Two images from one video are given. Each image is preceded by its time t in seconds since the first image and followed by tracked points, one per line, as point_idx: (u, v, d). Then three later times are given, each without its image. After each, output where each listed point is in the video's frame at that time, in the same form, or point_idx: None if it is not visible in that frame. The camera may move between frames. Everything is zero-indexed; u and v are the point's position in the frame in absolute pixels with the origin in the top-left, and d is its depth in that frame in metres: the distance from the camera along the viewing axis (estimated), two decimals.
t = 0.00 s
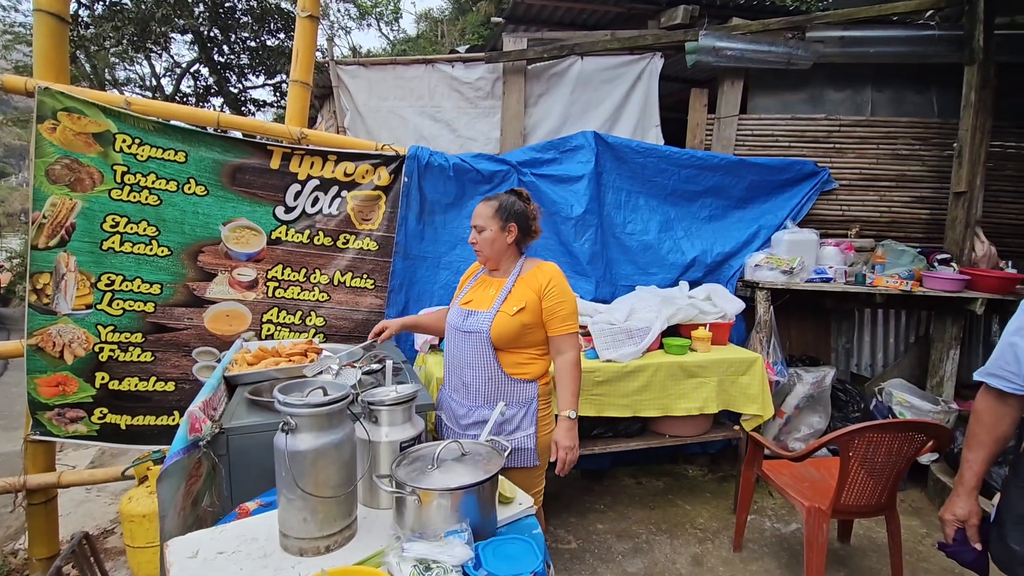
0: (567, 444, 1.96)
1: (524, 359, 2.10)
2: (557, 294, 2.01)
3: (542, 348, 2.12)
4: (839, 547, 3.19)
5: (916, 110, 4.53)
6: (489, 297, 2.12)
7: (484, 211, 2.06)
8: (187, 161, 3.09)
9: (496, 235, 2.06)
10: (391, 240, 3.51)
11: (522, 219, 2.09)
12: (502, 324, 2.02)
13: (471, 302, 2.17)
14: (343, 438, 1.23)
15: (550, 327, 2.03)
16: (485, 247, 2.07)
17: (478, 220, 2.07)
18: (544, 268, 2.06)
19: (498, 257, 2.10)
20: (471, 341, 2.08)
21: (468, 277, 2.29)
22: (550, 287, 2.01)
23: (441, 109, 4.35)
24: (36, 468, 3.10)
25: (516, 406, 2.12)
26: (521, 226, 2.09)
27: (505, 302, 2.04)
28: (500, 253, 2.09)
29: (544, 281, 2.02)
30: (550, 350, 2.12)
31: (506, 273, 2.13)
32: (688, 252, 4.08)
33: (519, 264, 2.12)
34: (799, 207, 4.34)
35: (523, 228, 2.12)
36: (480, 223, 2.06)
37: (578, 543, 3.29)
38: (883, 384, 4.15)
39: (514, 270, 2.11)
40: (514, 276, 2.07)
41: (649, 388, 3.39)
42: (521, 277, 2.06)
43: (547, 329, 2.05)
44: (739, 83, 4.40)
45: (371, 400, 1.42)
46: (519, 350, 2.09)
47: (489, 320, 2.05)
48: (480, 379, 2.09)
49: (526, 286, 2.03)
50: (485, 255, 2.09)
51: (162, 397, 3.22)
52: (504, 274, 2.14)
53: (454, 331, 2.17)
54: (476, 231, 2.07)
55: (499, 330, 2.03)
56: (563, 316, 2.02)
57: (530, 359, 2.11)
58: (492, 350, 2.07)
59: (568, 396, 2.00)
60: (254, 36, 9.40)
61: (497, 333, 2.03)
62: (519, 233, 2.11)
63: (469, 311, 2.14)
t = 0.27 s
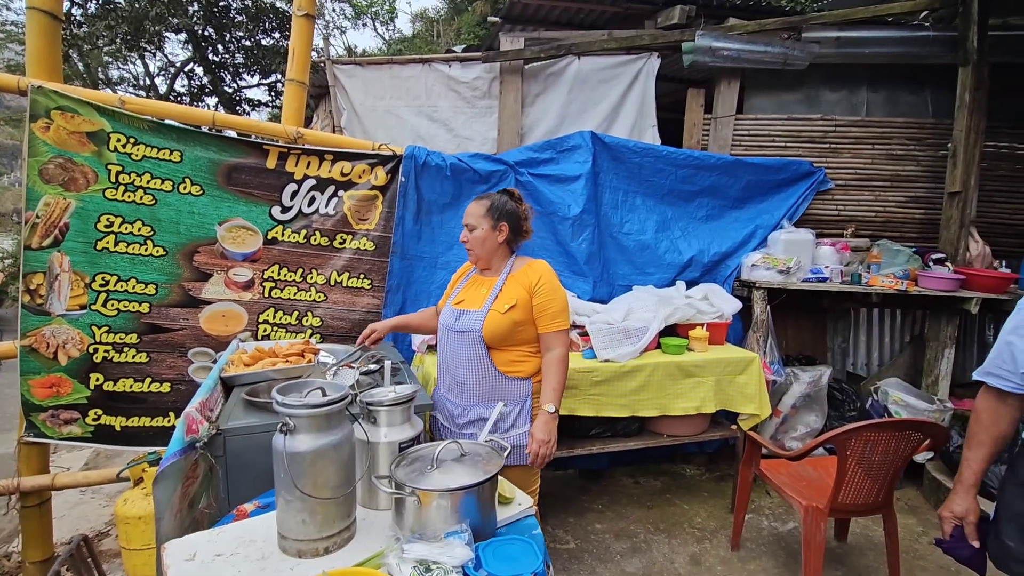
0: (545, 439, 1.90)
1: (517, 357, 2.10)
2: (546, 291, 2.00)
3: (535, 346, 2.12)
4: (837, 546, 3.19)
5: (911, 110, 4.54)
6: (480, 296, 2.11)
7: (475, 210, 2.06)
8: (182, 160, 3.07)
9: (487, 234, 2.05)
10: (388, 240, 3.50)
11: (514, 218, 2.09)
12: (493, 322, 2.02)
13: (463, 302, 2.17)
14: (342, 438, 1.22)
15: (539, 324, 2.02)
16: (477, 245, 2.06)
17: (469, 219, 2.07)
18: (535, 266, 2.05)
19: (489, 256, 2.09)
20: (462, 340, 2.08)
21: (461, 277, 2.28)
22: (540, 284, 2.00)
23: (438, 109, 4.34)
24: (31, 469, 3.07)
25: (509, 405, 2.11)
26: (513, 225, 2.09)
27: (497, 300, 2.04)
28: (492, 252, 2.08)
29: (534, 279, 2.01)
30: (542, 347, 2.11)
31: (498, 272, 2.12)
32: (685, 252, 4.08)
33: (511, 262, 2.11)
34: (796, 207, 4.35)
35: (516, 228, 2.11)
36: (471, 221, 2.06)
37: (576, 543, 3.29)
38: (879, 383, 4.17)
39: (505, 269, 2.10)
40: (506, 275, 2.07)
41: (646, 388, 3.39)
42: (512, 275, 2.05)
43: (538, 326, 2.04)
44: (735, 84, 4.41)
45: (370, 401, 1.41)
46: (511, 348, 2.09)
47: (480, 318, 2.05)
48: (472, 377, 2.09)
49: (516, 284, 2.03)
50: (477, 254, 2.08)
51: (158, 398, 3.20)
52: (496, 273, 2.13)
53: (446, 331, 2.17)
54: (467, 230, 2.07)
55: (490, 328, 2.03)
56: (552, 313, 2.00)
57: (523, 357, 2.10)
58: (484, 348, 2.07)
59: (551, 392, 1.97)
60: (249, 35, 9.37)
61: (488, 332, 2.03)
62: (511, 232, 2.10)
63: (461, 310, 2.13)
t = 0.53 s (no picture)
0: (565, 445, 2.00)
1: (511, 357, 2.10)
2: (540, 292, 2.00)
3: (529, 346, 2.12)
4: (827, 543, 3.22)
5: (899, 112, 4.58)
6: (474, 296, 2.11)
7: (467, 211, 2.06)
8: (172, 160, 3.05)
9: (479, 236, 2.05)
10: (381, 240, 3.49)
11: (506, 219, 2.08)
12: (487, 322, 2.02)
13: (456, 302, 2.16)
14: (337, 439, 1.21)
15: (535, 325, 2.03)
16: (469, 247, 2.06)
17: (460, 221, 2.07)
18: (528, 267, 2.05)
19: (482, 257, 2.09)
20: (456, 341, 2.08)
21: (453, 277, 2.27)
22: (534, 284, 2.00)
23: (430, 110, 4.33)
24: (18, 473, 3.03)
25: (502, 405, 2.11)
26: (505, 226, 2.08)
27: (490, 301, 2.03)
28: (484, 253, 2.08)
29: (528, 279, 2.02)
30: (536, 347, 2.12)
31: (491, 272, 2.12)
32: (677, 252, 4.10)
33: (504, 263, 2.11)
34: (786, 207, 4.38)
35: (508, 228, 2.10)
36: (463, 223, 2.05)
37: (570, 543, 3.29)
38: (869, 381, 4.21)
39: (498, 270, 2.10)
40: (499, 275, 2.07)
41: (639, 388, 3.40)
42: (505, 276, 2.05)
43: (533, 327, 2.04)
44: (727, 85, 4.43)
45: (364, 402, 1.41)
46: (505, 348, 2.09)
47: (474, 319, 2.04)
48: (466, 377, 2.09)
49: (510, 285, 2.03)
50: (469, 255, 2.08)
51: (148, 400, 3.17)
52: (489, 273, 2.13)
53: (439, 331, 2.16)
54: (459, 231, 2.07)
55: (484, 329, 2.02)
56: (548, 313, 2.01)
57: (516, 357, 2.10)
58: (478, 348, 2.06)
59: (561, 396, 2.00)
60: (239, 34, 9.32)
61: (483, 332, 2.02)
62: (503, 233, 2.10)
63: (454, 311, 2.12)
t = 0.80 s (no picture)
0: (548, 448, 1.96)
1: (503, 358, 2.08)
2: (535, 294, 1.99)
3: (521, 347, 2.11)
4: (814, 540, 3.24)
5: (882, 114, 4.63)
6: (467, 296, 2.09)
7: (461, 211, 2.04)
8: (153, 159, 3.00)
9: (473, 236, 2.03)
10: (368, 240, 3.46)
11: (501, 220, 2.06)
12: (481, 323, 2.00)
13: (449, 301, 2.13)
14: (322, 442, 1.19)
15: (529, 327, 2.02)
16: (462, 247, 2.04)
17: (455, 220, 2.05)
18: (523, 268, 2.04)
19: (476, 257, 2.07)
20: (449, 341, 2.06)
21: (445, 276, 2.25)
22: (529, 286, 1.99)
23: (417, 109, 4.31)
24: None
25: (492, 405, 2.10)
26: (500, 227, 2.07)
27: (485, 301, 2.02)
28: (478, 254, 2.06)
29: (523, 281, 2.01)
30: (529, 349, 2.11)
31: (485, 273, 2.11)
32: (665, 251, 4.12)
33: (499, 264, 2.09)
34: (772, 207, 4.41)
35: (503, 229, 2.09)
36: (457, 223, 2.03)
37: (559, 543, 3.28)
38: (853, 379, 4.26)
39: (492, 270, 2.09)
40: (494, 276, 2.05)
41: (628, 387, 3.41)
42: (500, 277, 2.04)
43: (526, 329, 2.04)
44: (713, 85, 4.46)
45: (350, 403, 1.39)
46: (497, 349, 2.07)
47: (469, 319, 2.02)
48: (458, 378, 2.07)
49: (505, 286, 2.01)
50: (463, 255, 2.06)
51: (129, 404, 3.12)
52: (483, 273, 2.11)
53: (432, 331, 2.13)
54: (453, 230, 2.05)
55: (478, 330, 2.01)
56: (543, 316, 2.01)
57: (508, 358, 2.09)
58: (471, 349, 2.05)
59: (548, 398, 2.00)
60: (223, 32, 9.21)
61: (477, 333, 2.01)
62: (498, 233, 2.08)
63: (447, 310, 2.10)
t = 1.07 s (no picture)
0: (526, 448, 1.93)
1: (486, 360, 2.08)
2: (519, 295, 1.99)
3: (505, 348, 2.11)
4: (792, 536, 3.29)
5: (857, 117, 4.72)
6: (451, 298, 2.08)
7: (445, 212, 2.02)
8: (127, 158, 2.94)
9: (457, 237, 2.02)
10: (349, 241, 3.43)
11: (485, 221, 2.06)
12: (464, 324, 2.00)
13: (433, 303, 2.12)
14: (300, 446, 1.18)
15: (511, 328, 2.02)
16: (446, 248, 2.03)
17: (438, 221, 2.04)
18: (507, 270, 2.04)
19: (460, 258, 2.06)
20: (432, 342, 2.05)
21: (429, 277, 2.23)
22: (513, 287, 1.99)
23: (399, 109, 4.28)
24: None
25: (475, 407, 2.09)
26: (484, 228, 2.06)
27: (468, 303, 2.01)
28: (462, 255, 2.05)
29: (507, 282, 2.01)
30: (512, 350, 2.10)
31: (469, 274, 2.10)
32: (646, 252, 4.14)
33: (483, 265, 2.09)
34: (750, 208, 4.47)
35: (487, 231, 2.08)
36: (441, 224, 2.02)
37: (542, 544, 3.28)
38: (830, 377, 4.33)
39: (476, 271, 2.08)
40: (477, 277, 2.05)
41: (609, 387, 3.42)
42: (483, 278, 2.03)
43: (509, 330, 2.03)
44: (693, 88, 4.50)
45: (329, 406, 1.37)
46: (480, 351, 2.07)
47: (452, 320, 2.01)
48: (441, 379, 2.06)
49: (488, 287, 2.01)
50: (447, 256, 2.05)
51: (101, 409, 3.05)
52: (467, 274, 2.11)
53: (415, 332, 2.13)
54: (437, 232, 2.03)
55: (462, 331, 2.00)
56: (525, 317, 2.00)
57: (492, 360, 2.08)
58: (454, 350, 2.04)
59: (529, 398, 1.99)
60: (201, 30, 9.05)
61: (460, 334, 2.00)
62: (482, 234, 2.07)
63: (431, 312, 2.09)
